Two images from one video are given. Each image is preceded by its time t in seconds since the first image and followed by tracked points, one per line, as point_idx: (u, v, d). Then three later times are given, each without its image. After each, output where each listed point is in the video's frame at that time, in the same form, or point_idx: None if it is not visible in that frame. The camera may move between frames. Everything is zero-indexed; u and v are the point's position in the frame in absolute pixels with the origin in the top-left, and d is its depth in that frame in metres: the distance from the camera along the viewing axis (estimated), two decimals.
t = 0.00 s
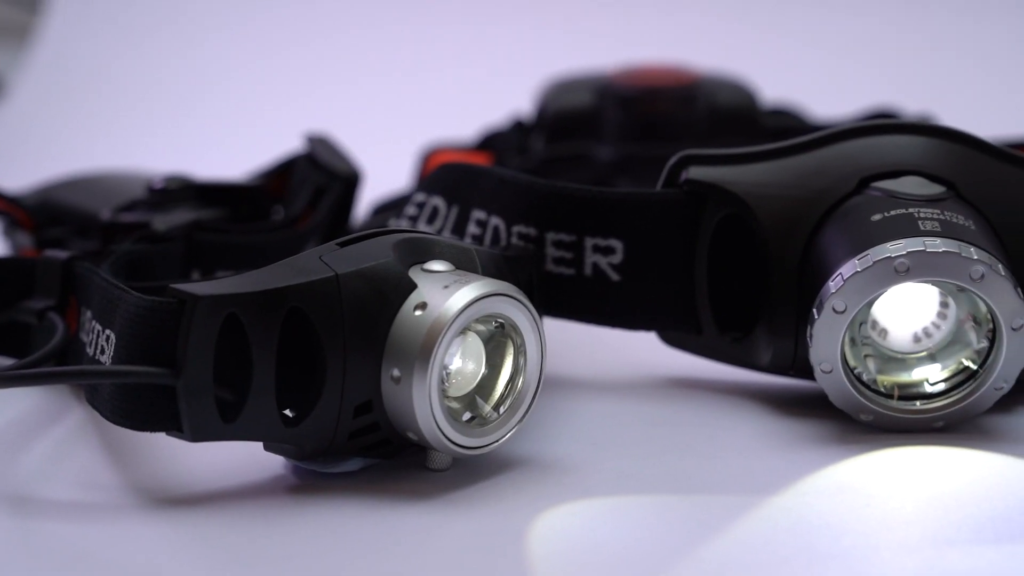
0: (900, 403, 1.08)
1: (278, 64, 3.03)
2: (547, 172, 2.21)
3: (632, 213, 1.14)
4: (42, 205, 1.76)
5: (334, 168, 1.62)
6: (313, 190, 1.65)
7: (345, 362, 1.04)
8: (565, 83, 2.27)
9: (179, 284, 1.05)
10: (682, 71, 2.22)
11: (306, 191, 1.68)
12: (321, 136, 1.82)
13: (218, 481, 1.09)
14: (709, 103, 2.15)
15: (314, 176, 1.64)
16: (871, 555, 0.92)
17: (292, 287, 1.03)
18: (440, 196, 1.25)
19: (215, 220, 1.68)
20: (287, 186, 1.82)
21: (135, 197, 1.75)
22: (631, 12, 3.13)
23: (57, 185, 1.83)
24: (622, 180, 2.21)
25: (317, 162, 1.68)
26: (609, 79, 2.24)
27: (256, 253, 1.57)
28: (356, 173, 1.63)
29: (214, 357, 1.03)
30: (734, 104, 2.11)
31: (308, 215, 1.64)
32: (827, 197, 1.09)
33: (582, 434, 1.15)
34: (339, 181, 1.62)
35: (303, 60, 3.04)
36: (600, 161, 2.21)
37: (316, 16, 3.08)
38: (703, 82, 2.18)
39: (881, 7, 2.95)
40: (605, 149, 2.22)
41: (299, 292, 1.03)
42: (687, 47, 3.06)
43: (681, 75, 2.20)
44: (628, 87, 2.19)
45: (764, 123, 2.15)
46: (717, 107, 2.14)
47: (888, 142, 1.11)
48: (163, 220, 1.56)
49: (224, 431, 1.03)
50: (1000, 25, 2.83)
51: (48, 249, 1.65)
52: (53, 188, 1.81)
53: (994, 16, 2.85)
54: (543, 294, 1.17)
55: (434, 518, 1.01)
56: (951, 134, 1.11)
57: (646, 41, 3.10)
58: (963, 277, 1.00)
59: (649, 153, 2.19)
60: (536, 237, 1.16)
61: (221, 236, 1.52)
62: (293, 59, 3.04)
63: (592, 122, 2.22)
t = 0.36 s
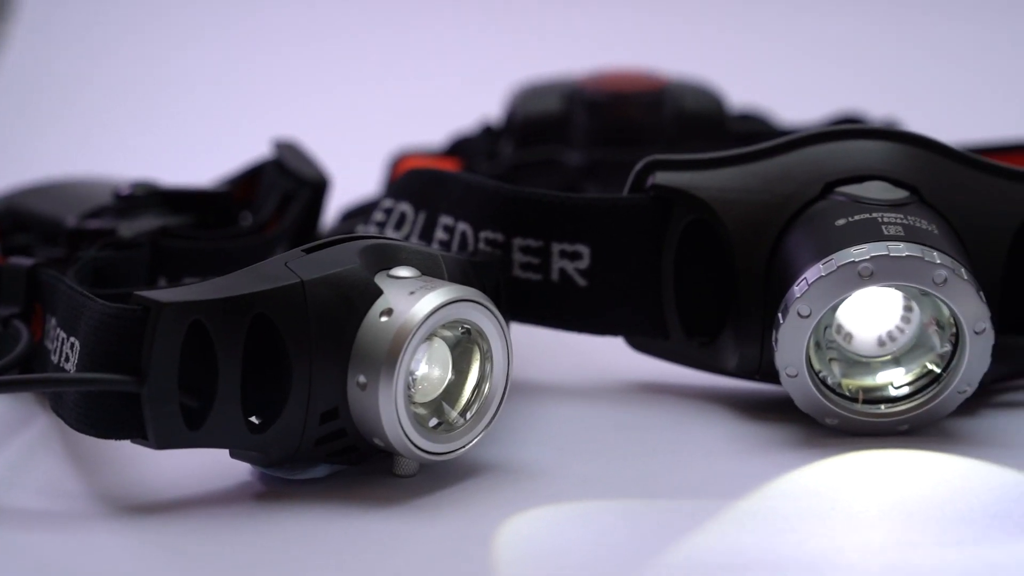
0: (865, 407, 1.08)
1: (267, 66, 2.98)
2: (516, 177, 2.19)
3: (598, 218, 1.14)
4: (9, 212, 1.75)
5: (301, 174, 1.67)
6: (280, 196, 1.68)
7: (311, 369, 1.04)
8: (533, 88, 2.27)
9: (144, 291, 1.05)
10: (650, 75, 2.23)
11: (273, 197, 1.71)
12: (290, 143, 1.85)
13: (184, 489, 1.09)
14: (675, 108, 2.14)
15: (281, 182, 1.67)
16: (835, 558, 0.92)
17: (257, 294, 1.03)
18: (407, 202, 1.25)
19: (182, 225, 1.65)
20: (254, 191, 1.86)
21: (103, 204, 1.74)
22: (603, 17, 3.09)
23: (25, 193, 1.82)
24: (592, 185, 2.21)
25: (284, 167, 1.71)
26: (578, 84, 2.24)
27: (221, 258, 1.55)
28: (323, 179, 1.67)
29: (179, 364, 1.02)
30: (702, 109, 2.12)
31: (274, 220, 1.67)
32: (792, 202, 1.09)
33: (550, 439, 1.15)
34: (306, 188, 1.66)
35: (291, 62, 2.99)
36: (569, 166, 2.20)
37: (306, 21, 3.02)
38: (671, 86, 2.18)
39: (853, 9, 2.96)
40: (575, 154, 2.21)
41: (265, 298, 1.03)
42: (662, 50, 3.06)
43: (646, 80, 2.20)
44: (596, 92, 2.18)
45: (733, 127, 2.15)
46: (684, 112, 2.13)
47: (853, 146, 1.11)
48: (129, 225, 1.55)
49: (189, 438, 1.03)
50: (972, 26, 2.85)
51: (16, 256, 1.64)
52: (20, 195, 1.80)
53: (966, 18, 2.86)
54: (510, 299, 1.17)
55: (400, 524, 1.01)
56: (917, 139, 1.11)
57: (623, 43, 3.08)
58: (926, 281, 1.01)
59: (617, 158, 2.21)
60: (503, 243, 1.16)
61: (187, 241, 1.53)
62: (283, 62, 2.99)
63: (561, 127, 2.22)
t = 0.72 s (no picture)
0: (827, 410, 1.09)
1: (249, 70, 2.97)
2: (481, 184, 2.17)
3: (562, 224, 1.14)
4: None
5: (267, 181, 1.65)
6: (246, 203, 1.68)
7: (273, 376, 1.04)
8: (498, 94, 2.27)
9: (105, 299, 1.04)
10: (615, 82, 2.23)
11: (240, 204, 1.71)
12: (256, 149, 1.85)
13: (146, 497, 1.08)
14: (641, 115, 2.15)
15: (247, 188, 1.67)
16: (796, 560, 0.92)
17: (219, 301, 1.03)
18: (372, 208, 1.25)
19: (144, 233, 1.67)
20: (219, 196, 1.88)
21: (66, 210, 1.73)
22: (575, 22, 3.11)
23: None
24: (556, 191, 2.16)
25: (250, 174, 1.72)
26: (542, 90, 2.23)
27: (188, 264, 1.57)
28: (288, 185, 1.67)
29: (140, 372, 1.02)
30: (667, 114, 2.13)
31: (241, 226, 1.67)
32: (754, 207, 1.09)
33: (514, 444, 1.15)
34: (272, 195, 1.66)
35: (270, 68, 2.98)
36: (534, 172, 2.17)
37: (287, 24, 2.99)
38: (638, 90, 2.19)
39: (823, 13, 2.98)
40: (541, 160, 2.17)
41: (226, 305, 1.03)
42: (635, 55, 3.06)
43: (614, 87, 2.21)
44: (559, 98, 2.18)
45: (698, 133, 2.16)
46: (649, 118, 2.14)
47: (815, 151, 1.12)
48: (91, 232, 1.57)
49: (150, 447, 1.03)
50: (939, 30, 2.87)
51: None
52: None
53: (934, 22, 2.88)
54: (474, 305, 1.16)
55: (363, 530, 1.01)
56: (877, 143, 1.12)
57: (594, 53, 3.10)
58: (886, 285, 1.02)
59: (581, 164, 2.17)
60: (467, 248, 1.16)
61: (152, 249, 1.52)
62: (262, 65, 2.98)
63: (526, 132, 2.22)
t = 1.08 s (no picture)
0: (797, 415, 1.09)
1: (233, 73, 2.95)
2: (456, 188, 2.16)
3: (533, 229, 1.14)
4: None
5: (240, 187, 1.67)
6: (220, 207, 1.69)
7: (244, 383, 1.04)
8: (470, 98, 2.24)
9: (74, 305, 1.04)
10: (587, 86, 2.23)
11: (211, 210, 1.72)
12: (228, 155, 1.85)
13: (117, 504, 1.08)
14: (615, 118, 2.16)
15: (220, 194, 1.68)
16: (766, 564, 0.93)
17: (188, 307, 1.02)
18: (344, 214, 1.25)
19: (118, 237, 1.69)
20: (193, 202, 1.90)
21: (37, 217, 1.73)
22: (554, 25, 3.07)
23: None
24: (530, 197, 2.19)
25: (223, 180, 1.72)
26: (515, 95, 2.22)
27: (161, 271, 1.57)
28: (261, 191, 1.68)
29: (110, 379, 1.01)
30: (640, 118, 2.14)
31: (213, 233, 1.67)
32: (724, 212, 1.10)
33: (486, 450, 1.15)
34: (245, 201, 1.67)
35: (253, 72, 2.97)
36: (509, 177, 2.18)
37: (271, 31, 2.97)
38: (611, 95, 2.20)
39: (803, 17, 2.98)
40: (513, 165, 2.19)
41: (196, 312, 1.02)
42: (616, 59, 3.05)
43: (587, 91, 2.21)
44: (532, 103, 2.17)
45: (673, 138, 2.17)
46: (623, 122, 2.15)
47: (784, 156, 1.12)
48: (62, 239, 1.57)
49: (120, 454, 1.02)
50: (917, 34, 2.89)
51: None
52: None
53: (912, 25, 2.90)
54: (447, 310, 1.17)
55: (335, 535, 1.01)
56: (847, 149, 1.13)
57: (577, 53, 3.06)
58: (856, 289, 1.02)
59: (556, 169, 2.19)
60: (439, 254, 1.16)
61: (123, 255, 1.53)
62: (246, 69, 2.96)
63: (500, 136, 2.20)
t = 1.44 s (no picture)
0: (763, 418, 1.10)
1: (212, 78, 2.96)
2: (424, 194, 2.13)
3: (501, 234, 1.14)
4: None
5: (208, 193, 1.66)
6: (187, 214, 1.68)
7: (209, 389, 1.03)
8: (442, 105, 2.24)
9: (38, 312, 1.03)
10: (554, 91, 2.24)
11: (180, 216, 1.71)
12: (197, 161, 1.85)
13: (81, 512, 1.07)
14: (584, 124, 2.17)
15: (188, 200, 1.67)
16: (730, 567, 0.93)
17: (153, 314, 1.02)
18: (312, 220, 1.25)
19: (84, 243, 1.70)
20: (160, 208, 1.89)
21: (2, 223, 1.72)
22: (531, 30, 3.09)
23: None
24: (497, 201, 2.15)
25: (191, 186, 1.72)
26: (484, 101, 2.23)
27: (128, 277, 1.57)
28: (229, 197, 1.68)
29: (74, 386, 1.00)
30: (610, 124, 2.15)
31: (181, 239, 1.67)
32: (691, 217, 1.10)
33: (454, 455, 1.15)
34: (213, 207, 1.66)
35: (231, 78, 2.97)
36: (478, 182, 2.14)
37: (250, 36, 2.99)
38: (579, 101, 2.21)
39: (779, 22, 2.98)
40: (483, 170, 2.16)
41: (161, 318, 1.02)
42: (593, 63, 3.06)
43: (555, 96, 2.22)
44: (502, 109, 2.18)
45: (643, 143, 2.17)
46: (592, 128, 2.15)
47: (751, 161, 1.13)
48: (28, 246, 1.57)
49: (86, 462, 1.01)
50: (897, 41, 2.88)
51: None
52: None
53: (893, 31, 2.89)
54: (414, 316, 1.16)
55: (301, 541, 1.01)
56: (813, 154, 1.13)
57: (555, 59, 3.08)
58: (821, 293, 1.02)
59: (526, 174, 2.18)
60: (407, 259, 1.16)
61: (89, 260, 1.52)
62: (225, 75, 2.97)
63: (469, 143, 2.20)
